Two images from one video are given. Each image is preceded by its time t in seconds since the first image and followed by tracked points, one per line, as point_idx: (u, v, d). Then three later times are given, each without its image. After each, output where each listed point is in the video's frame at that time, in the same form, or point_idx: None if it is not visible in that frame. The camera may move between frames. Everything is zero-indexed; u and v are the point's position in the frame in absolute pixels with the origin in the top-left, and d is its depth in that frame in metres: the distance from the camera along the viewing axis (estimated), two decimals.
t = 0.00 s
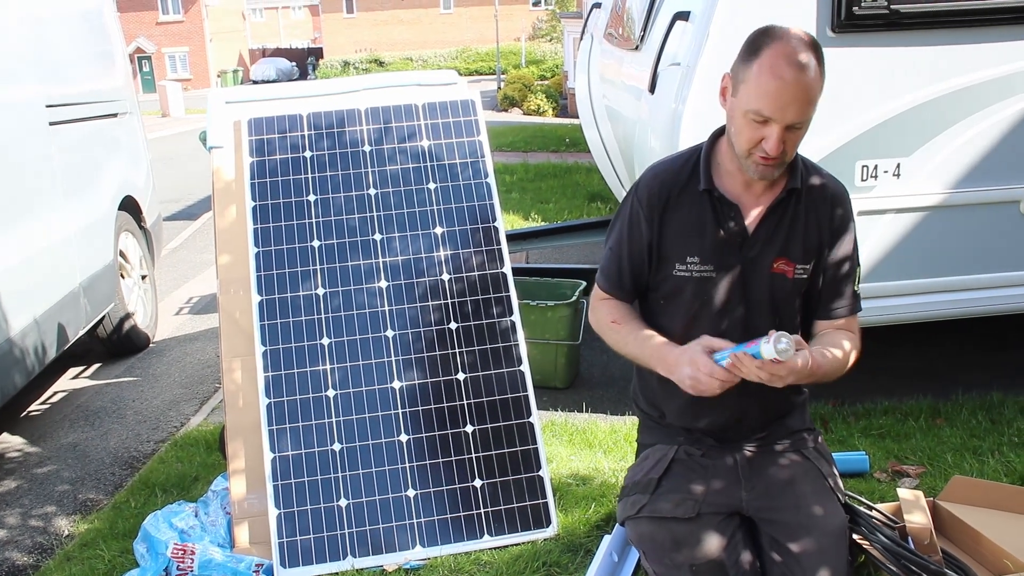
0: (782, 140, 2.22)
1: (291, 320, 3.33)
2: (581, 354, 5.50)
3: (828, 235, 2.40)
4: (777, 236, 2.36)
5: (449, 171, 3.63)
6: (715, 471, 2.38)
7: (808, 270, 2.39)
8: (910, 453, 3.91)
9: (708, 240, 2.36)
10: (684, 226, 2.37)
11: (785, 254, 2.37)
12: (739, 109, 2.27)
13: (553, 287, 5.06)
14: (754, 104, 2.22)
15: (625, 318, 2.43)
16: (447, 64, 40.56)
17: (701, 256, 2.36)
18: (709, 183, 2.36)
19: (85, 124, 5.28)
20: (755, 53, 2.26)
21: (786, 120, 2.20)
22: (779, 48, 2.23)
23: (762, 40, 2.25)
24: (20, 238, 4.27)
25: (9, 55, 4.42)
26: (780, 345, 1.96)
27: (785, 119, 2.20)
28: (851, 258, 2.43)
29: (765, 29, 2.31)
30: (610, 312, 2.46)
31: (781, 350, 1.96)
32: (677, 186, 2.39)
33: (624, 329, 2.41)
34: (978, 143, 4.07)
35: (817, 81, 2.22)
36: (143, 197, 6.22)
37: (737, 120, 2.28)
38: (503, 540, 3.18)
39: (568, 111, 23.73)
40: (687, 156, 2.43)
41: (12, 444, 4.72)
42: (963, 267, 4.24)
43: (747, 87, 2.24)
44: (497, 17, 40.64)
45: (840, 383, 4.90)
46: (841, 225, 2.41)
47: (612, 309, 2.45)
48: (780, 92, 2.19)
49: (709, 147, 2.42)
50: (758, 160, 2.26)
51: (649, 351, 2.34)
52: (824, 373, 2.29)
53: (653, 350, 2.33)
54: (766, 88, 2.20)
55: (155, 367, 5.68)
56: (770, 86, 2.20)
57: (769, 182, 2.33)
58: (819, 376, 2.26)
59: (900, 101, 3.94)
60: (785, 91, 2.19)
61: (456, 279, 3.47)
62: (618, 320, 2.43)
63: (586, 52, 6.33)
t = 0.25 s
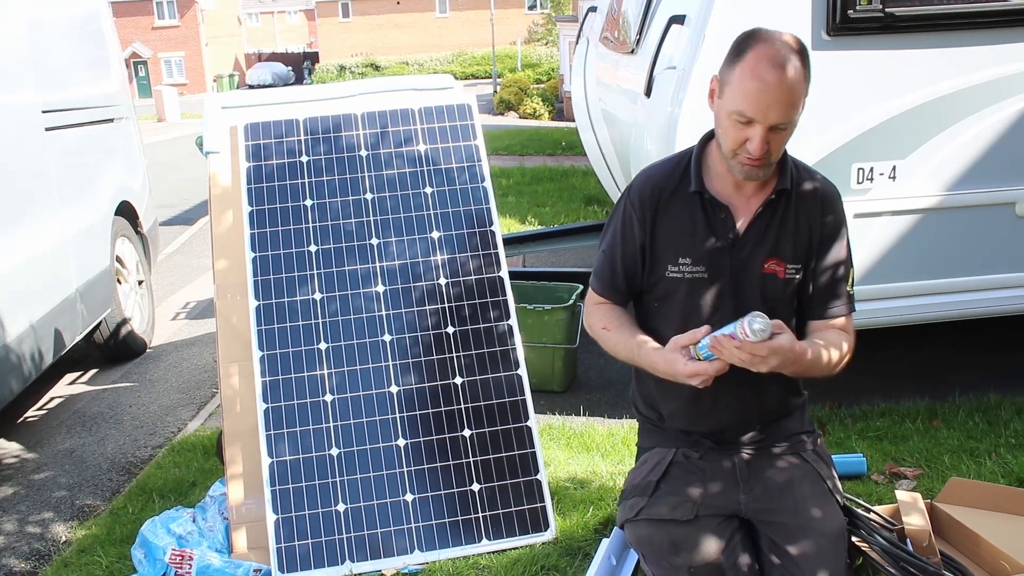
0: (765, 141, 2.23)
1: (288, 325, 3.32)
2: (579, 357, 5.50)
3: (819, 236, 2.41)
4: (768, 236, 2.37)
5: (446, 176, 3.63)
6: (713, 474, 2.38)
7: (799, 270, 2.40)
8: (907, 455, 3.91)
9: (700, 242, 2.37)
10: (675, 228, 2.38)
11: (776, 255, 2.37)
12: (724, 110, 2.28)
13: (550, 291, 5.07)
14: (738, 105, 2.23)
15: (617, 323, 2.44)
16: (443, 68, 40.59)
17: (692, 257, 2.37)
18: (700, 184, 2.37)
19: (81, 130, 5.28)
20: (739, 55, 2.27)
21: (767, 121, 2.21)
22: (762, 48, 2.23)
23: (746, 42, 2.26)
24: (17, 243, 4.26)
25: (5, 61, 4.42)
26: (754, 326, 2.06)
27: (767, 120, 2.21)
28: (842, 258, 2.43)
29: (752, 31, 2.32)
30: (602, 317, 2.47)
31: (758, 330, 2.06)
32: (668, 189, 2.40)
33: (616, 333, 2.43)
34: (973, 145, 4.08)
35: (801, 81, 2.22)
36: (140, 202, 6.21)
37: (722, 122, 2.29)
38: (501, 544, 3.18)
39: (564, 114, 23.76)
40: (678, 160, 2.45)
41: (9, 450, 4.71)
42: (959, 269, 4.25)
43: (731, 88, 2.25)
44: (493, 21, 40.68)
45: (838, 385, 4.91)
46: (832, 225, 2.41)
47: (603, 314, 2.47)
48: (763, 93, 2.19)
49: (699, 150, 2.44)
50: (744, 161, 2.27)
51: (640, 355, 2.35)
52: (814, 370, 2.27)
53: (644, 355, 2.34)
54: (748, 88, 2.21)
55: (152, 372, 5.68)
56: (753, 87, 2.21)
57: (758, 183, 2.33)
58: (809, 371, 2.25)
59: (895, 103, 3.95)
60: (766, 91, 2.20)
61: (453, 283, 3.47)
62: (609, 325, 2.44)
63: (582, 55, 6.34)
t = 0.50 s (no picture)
0: (747, 138, 2.24)
1: (287, 328, 3.32)
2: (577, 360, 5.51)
3: (812, 234, 2.40)
4: (760, 235, 2.37)
5: (445, 179, 3.64)
6: (710, 476, 2.39)
7: (791, 268, 2.39)
8: (905, 458, 3.92)
9: (692, 242, 2.37)
10: (668, 229, 2.40)
11: (768, 253, 2.37)
12: (707, 110, 2.30)
13: (549, 294, 5.07)
14: (718, 104, 2.24)
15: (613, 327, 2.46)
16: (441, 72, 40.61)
17: (685, 257, 2.38)
18: (690, 185, 2.38)
19: (79, 133, 5.28)
20: (720, 55, 2.29)
21: (747, 118, 2.22)
22: (742, 48, 2.25)
23: (728, 43, 2.28)
24: (15, 246, 4.26)
25: (4, 64, 4.42)
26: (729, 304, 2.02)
27: (747, 117, 2.22)
28: (837, 256, 2.42)
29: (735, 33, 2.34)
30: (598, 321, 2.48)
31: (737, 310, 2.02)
32: (660, 190, 2.42)
33: (611, 336, 2.44)
34: (971, 148, 4.08)
35: (782, 79, 2.23)
36: (138, 206, 6.21)
37: (705, 121, 2.31)
38: (499, 547, 3.18)
39: (562, 117, 23.78)
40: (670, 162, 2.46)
41: (7, 454, 4.70)
42: (957, 271, 4.26)
43: (712, 87, 2.27)
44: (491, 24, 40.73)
45: (835, 388, 4.92)
46: (826, 222, 2.40)
47: (600, 317, 2.49)
48: (742, 91, 2.21)
49: (690, 151, 2.45)
50: (727, 160, 2.28)
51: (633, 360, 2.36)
52: (799, 358, 2.26)
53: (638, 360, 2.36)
54: (728, 87, 2.23)
55: (150, 375, 5.68)
56: (732, 86, 2.23)
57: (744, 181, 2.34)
58: (794, 358, 2.24)
59: (892, 107, 3.96)
60: (745, 89, 2.21)
61: (451, 286, 3.47)
62: (605, 329, 2.46)
63: (580, 59, 6.35)
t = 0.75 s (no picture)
0: (728, 136, 2.25)
1: (286, 328, 3.32)
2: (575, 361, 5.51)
3: (806, 230, 2.40)
4: (754, 231, 2.37)
5: (444, 179, 3.64)
6: (707, 477, 2.39)
7: (786, 264, 2.39)
8: (903, 458, 3.92)
9: (686, 240, 2.38)
10: (662, 227, 2.40)
11: (762, 250, 2.37)
12: (691, 109, 2.32)
13: (547, 294, 5.08)
14: (699, 102, 2.26)
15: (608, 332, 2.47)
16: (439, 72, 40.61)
17: (679, 255, 2.38)
18: (684, 183, 2.38)
19: (77, 133, 5.28)
20: (704, 56, 2.31)
21: (725, 116, 2.23)
22: (724, 48, 2.27)
23: (712, 43, 2.30)
24: (13, 246, 4.26)
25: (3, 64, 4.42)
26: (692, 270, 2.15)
27: (726, 115, 2.23)
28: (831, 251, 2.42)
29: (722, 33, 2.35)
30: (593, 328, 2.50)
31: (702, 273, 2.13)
32: (654, 189, 2.42)
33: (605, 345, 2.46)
34: (969, 149, 4.09)
35: (764, 78, 2.24)
36: (137, 206, 6.21)
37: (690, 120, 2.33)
38: (498, 547, 3.18)
39: (561, 118, 23.78)
40: (664, 161, 2.47)
41: (5, 454, 4.70)
42: (955, 272, 4.27)
43: (696, 86, 2.29)
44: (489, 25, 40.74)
45: (833, 389, 4.92)
46: (820, 218, 2.40)
47: (594, 323, 2.50)
48: (721, 90, 2.22)
49: (684, 150, 2.46)
50: (711, 158, 2.29)
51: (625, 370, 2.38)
52: (785, 338, 2.26)
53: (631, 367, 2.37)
54: (707, 86, 2.24)
55: (148, 376, 5.67)
56: (713, 85, 2.24)
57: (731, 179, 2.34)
58: (778, 336, 2.24)
59: (890, 108, 3.97)
60: (723, 88, 2.22)
61: (450, 286, 3.47)
62: (599, 335, 2.48)
63: (579, 60, 6.36)
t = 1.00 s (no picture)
0: (719, 138, 2.25)
1: (286, 327, 3.32)
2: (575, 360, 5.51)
3: (805, 228, 2.40)
4: (753, 230, 2.37)
5: (444, 178, 3.63)
6: (707, 476, 2.39)
7: (785, 263, 2.39)
8: (904, 458, 3.92)
9: (685, 239, 2.38)
10: (661, 226, 2.40)
11: (761, 248, 2.37)
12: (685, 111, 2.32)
13: (547, 293, 5.07)
14: (692, 105, 2.27)
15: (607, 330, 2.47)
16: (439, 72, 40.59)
17: (678, 254, 2.38)
18: (683, 182, 2.38)
19: (78, 132, 5.28)
20: (695, 57, 2.31)
21: (716, 119, 2.23)
22: (715, 49, 2.27)
23: (703, 44, 2.30)
24: (13, 245, 4.26)
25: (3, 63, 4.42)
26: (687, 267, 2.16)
27: (717, 118, 2.24)
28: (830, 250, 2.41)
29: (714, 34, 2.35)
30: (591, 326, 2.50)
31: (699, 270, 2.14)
32: (654, 188, 2.42)
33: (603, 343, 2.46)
34: (970, 149, 4.09)
35: (756, 78, 2.24)
36: (137, 204, 6.21)
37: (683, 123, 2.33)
38: (498, 546, 3.18)
39: (561, 117, 23.77)
40: (664, 161, 2.47)
41: (5, 453, 4.69)
42: (956, 272, 4.27)
43: (688, 88, 2.30)
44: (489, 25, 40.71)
45: (833, 388, 4.92)
46: (818, 216, 2.40)
47: (593, 321, 2.50)
48: (713, 91, 2.22)
49: (683, 150, 2.46)
50: (706, 160, 2.29)
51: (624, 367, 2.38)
52: (781, 335, 2.25)
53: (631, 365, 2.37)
54: (698, 89, 2.25)
55: (148, 374, 5.67)
56: (704, 87, 2.25)
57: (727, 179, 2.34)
58: (774, 333, 2.23)
59: (891, 108, 3.97)
60: (714, 90, 2.22)
61: (451, 285, 3.46)
62: (597, 333, 2.48)
63: (579, 59, 6.35)
